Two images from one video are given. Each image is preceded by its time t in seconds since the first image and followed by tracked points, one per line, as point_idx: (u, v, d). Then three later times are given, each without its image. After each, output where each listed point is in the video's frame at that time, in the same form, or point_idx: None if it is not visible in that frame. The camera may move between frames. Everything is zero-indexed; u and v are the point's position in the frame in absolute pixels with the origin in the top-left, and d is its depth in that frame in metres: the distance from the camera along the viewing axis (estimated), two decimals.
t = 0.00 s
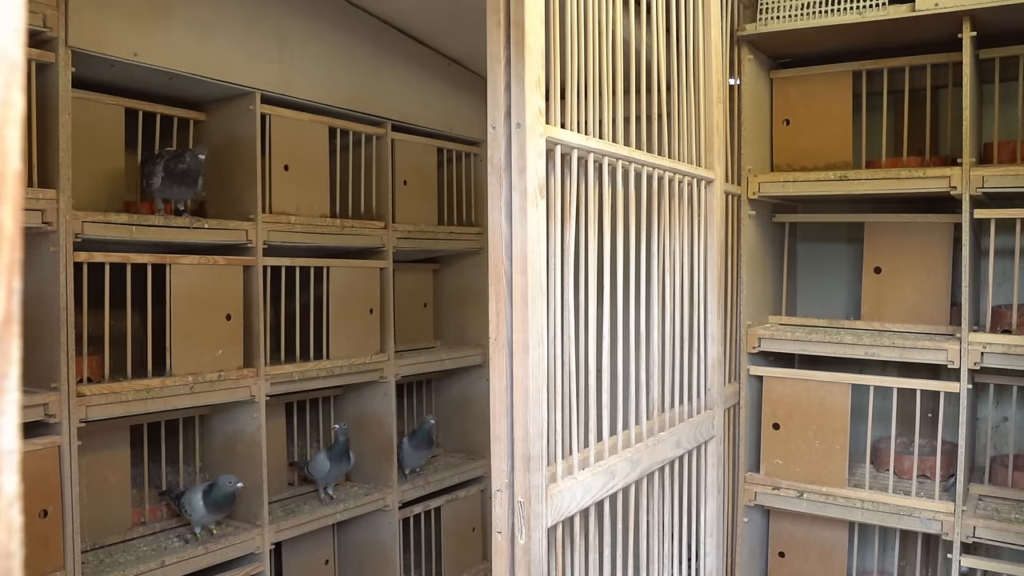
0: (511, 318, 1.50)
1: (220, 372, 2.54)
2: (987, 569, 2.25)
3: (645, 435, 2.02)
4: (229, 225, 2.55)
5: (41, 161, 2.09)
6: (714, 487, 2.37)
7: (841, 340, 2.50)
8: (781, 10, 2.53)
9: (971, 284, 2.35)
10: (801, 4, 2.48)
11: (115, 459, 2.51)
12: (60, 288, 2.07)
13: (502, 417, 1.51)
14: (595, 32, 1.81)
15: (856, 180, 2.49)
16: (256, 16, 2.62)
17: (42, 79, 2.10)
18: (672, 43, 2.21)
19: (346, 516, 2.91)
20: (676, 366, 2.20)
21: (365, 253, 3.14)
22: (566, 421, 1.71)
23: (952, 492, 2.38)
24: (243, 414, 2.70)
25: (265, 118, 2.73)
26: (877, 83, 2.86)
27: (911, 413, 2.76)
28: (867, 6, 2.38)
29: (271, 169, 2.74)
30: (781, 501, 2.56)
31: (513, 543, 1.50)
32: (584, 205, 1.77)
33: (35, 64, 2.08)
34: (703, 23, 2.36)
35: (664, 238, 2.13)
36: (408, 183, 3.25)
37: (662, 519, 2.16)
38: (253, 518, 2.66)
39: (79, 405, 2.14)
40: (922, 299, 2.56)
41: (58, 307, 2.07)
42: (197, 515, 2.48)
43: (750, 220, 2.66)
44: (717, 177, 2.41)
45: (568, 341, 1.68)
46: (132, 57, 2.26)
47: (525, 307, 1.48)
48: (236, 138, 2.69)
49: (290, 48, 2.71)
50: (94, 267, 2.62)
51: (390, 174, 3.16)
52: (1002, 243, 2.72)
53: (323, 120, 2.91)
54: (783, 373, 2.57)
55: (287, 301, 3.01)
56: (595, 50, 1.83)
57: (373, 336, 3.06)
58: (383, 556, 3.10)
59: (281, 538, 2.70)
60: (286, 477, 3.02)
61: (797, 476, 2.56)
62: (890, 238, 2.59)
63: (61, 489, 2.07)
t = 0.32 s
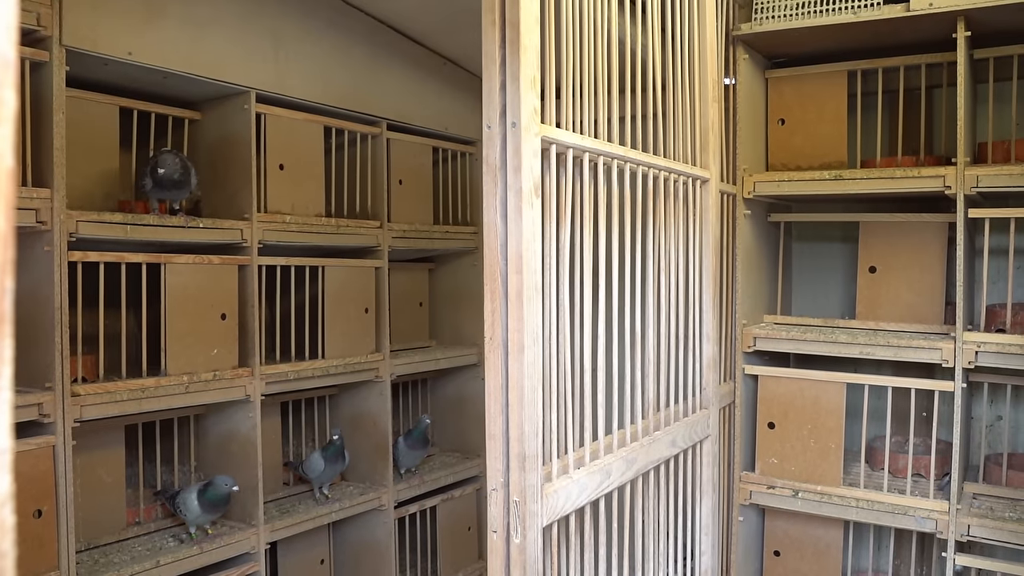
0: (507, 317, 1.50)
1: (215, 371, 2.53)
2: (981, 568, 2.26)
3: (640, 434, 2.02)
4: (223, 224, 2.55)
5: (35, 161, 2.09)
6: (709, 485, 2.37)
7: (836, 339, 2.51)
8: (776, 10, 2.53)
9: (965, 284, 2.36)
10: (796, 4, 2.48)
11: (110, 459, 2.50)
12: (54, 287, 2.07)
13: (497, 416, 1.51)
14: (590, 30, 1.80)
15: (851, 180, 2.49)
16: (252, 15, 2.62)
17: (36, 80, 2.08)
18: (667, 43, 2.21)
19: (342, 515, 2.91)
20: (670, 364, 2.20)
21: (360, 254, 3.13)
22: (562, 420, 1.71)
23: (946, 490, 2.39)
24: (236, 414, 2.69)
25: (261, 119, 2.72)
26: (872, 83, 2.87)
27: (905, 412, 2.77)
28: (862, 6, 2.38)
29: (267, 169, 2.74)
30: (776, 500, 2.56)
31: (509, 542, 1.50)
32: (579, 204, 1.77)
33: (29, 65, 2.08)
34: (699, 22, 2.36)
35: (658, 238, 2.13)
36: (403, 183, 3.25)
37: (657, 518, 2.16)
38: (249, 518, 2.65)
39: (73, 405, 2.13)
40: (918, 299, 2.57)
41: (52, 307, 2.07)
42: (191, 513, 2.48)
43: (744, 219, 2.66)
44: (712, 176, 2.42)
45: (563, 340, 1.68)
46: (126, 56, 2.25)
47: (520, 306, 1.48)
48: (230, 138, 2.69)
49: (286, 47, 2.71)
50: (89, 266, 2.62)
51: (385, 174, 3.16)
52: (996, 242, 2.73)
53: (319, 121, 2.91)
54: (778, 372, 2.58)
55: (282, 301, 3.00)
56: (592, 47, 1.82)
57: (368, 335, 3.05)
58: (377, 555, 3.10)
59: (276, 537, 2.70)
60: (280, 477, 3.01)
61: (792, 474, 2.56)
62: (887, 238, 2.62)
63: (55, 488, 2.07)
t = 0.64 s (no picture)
0: (506, 300, 1.50)
1: (215, 355, 2.53)
2: (978, 550, 2.27)
3: (639, 417, 2.02)
4: (222, 208, 2.54)
5: (32, 145, 2.08)
6: (707, 468, 2.38)
7: (835, 323, 2.51)
8: None
9: (964, 267, 2.36)
10: None
11: (111, 443, 2.51)
12: (53, 271, 2.06)
13: (495, 398, 1.51)
14: (590, 13, 1.79)
15: (850, 163, 2.49)
16: None
17: (33, 63, 2.07)
18: (667, 25, 2.19)
19: (341, 498, 2.92)
20: (669, 348, 2.20)
21: (358, 237, 3.12)
22: (560, 403, 1.71)
23: (944, 473, 2.40)
24: (236, 398, 2.69)
25: (258, 102, 2.71)
26: (872, 66, 2.86)
27: (903, 395, 2.78)
28: None
29: (265, 153, 2.73)
30: (774, 483, 2.57)
31: (508, 524, 1.50)
32: (578, 187, 1.77)
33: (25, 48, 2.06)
34: (699, 4, 2.35)
35: (657, 221, 2.12)
36: (402, 166, 3.23)
37: (656, 500, 2.17)
38: (249, 501, 2.66)
39: (73, 389, 2.13)
40: (917, 283, 2.57)
41: (50, 291, 2.06)
42: (193, 496, 2.49)
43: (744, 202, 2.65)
44: (711, 159, 2.41)
45: (562, 323, 1.68)
46: (123, 39, 2.24)
47: (519, 289, 1.48)
48: (228, 122, 2.67)
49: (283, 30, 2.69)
50: (86, 250, 2.61)
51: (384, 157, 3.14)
52: (995, 226, 2.73)
53: (317, 104, 2.89)
54: (776, 355, 2.58)
55: (281, 285, 3.00)
56: (592, 29, 1.80)
57: (366, 319, 3.05)
58: (377, 537, 3.11)
59: (276, 520, 2.71)
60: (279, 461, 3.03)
61: (790, 457, 2.57)
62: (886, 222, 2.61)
63: (55, 472, 2.07)
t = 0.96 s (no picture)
0: (505, 272, 1.50)
1: (215, 329, 2.54)
2: (973, 521, 2.30)
3: (638, 389, 2.03)
4: (221, 181, 2.53)
5: (30, 118, 2.06)
6: (706, 440, 2.39)
7: (834, 296, 2.51)
8: None
9: (963, 241, 2.36)
10: None
11: (113, 416, 2.52)
12: (52, 245, 2.06)
13: (494, 369, 1.52)
14: None
15: (851, 136, 2.47)
16: None
17: (28, 35, 2.05)
18: None
19: (342, 470, 2.94)
20: (666, 320, 2.20)
21: (358, 210, 3.12)
22: (559, 376, 1.72)
23: (940, 446, 2.42)
24: (236, 371, 2.70)
25: (257, 74, 2.68)
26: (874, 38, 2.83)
27: (901, 368, 2.79)
28: None
29: (264, 126, 2.71)
30: (772, 455, 2.59)
31: (507, 495, 1.52)
32: (576, 161, 1.76)
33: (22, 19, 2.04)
34: None
35: (655, 194, 2.12)
36: (401, 139, 3.22)
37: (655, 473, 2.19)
38: (251, 473, 2.68)
39: (74, 362, 2.14)
40: (915, 257, 2.58)
41: (49, 265, 2.06)
42: (196, 469, 2.51)
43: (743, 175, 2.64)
44: (711, 132, 2.39)
45: (561, 296, 1.68)
46: (119, 11, 2.20)
47: (518, 262, 1.48)
48: (226, 95, 2.65)
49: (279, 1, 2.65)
50: (85, 224, 2.60)
51: (382, 130, 3.12)
52: (995, 200, 2.73)
53: (315, 77, 2.86)
54: (775, 328, 2.59)
55: (281, 259, 3.00)
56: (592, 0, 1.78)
57: (366, 292, 3.05)
58: (378, 509, 3.14)
59: (278, 492, 2.73)
60: (279, 434, 3.05)
61: (788, 430, 2.59)
62: (886, 196, 2.61)
63: (58, 444, 2.08)
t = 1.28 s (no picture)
0: (504, 242, 1.50)
1: (215, 300, 2.53)
2: (969, 490, 2.32)
3: (637, 359, 2.04)
4: (219, 152, 2.51)
5: (25, 88, 2.04)
6: (704, 409, 2.40)
7: (834, 267, 2.51)
8: None
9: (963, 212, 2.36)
10: None
11: (114, 386, 2.53)
12: (51, 216, 2.05)
13: (494, 338, 1.52)
14: None
15: (852, 106, 2.45)
16: None
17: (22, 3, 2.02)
18: None
19: (343, 440, 2.96)
20: (666, 290, 2.20)
21: (357, 181, 3.10)
22: (559, 345, 1.73)
23: (937, 416, 2.43)
24: (237, 341, 2.70)
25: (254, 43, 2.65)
26: (877, 7, 2.79)
27: (900, 339, 2.80)
28: None
29: (262, 96, 2.69)
30: (770, 425, 2.61)
31: (507, 463, 1.53)
32: (575, 131, 1.74)
33: None
34: None
35: (655, 163, 2.10)
36: (400, 109, 3.19)
37: (654, 443, 2.21)
38: (252, 443, 2.69)
39: (74, 333, 2.14)
40: (915, 228, 2.57)
41: (48, 236, 2.05)
42: (196, 439, 2.52)
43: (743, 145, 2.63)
44: (711, 102, 2.37)
45: (561, 266, 1.68)
46: None
47: (518, 231, 1.47)
48: (223, 64, 2.63)
49: None
50: (83, 195, 2.59)
51: (381, 100, 3.10)
52: (996, 170, 2.72)
53: (313, 45, 2.83)
54: (775, 299, 2.59)
55: (280, 230, 2.99)
56: None
57: (366, 263, 3.04)
58: (378, 478, 3.17)
59: (279, 462, 2.75)
60: (281, 405, 3.06)
61: (786, 400, 2.60)
62: (887, 166, 2.60)
63: (61, 415, 2.09)
